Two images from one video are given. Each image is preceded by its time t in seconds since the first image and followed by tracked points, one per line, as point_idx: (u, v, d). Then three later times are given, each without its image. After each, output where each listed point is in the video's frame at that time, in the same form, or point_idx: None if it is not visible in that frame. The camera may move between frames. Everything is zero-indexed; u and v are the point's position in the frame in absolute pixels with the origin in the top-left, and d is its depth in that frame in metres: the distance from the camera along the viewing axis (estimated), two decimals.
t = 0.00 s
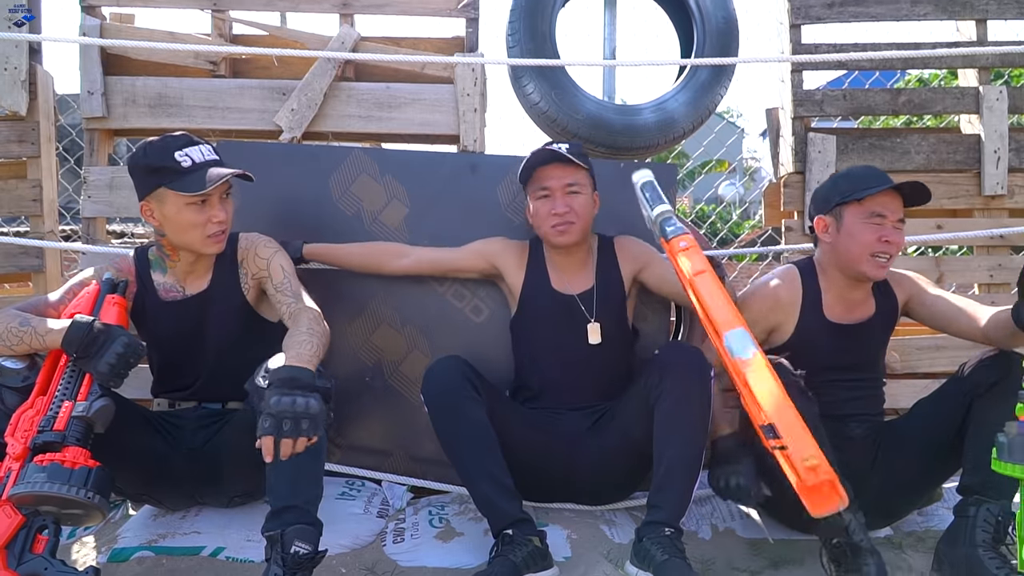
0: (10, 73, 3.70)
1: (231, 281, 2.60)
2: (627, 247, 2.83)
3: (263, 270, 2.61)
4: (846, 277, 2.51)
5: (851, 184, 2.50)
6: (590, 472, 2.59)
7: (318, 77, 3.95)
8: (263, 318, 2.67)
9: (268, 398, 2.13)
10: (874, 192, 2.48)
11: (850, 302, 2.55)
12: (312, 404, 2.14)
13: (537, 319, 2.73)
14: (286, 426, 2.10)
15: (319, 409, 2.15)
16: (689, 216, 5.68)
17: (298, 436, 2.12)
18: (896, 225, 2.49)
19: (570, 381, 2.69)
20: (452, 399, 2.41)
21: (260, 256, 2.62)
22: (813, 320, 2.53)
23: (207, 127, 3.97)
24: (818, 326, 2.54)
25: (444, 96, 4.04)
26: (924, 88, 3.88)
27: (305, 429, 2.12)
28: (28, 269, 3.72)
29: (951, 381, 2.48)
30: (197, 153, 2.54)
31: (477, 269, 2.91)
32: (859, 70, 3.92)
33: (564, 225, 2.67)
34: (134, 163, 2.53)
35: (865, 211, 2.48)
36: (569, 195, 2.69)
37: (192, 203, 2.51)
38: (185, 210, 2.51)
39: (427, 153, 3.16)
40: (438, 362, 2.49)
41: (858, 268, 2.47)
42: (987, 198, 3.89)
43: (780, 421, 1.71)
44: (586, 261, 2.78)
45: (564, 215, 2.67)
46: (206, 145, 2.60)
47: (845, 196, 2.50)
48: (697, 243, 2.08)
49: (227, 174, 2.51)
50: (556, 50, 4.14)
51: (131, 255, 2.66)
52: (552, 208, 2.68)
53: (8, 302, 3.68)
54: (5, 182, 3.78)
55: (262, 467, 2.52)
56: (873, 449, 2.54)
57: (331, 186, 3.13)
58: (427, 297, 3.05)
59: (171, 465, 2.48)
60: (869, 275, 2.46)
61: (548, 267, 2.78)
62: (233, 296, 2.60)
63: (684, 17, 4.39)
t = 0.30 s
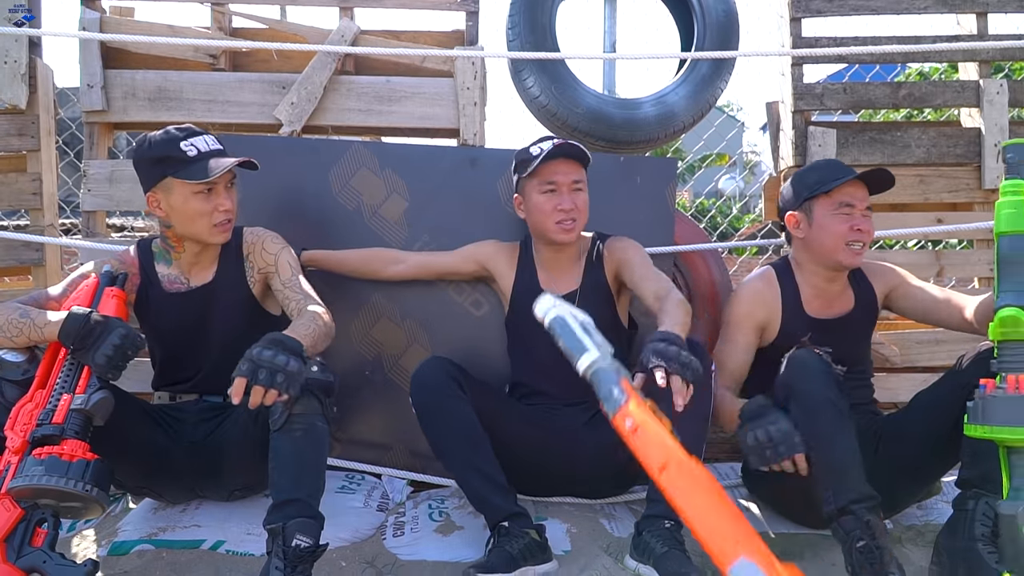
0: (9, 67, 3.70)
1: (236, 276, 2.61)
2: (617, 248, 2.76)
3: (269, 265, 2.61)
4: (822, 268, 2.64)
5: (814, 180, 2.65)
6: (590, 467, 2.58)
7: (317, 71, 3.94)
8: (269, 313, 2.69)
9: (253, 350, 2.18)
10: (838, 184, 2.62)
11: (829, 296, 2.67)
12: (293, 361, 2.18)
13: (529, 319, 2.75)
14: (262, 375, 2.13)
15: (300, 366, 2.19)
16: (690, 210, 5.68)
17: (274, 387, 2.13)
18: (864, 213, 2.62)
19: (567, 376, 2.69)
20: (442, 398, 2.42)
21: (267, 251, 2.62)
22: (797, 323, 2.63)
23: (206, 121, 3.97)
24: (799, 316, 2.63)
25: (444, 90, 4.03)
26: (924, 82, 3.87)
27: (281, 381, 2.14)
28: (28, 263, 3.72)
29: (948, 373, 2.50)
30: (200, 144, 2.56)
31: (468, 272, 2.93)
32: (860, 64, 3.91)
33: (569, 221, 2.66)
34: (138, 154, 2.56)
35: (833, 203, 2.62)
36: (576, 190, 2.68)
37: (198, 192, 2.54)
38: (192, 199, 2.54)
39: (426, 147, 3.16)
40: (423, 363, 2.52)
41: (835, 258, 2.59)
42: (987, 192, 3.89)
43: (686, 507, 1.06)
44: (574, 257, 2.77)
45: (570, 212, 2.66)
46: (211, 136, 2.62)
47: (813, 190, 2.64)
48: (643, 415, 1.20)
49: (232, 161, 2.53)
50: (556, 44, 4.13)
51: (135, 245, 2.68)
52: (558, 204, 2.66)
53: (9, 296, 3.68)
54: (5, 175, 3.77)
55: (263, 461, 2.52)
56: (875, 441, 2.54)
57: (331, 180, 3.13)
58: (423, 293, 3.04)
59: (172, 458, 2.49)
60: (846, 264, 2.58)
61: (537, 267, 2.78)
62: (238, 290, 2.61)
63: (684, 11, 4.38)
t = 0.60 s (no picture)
0: (8, 63, 3.70)
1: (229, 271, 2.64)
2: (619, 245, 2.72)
3: (275, 249, 2.67)
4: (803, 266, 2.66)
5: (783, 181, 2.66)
6: (588, 461, 2.58)
7: (316, 66, 3.94)
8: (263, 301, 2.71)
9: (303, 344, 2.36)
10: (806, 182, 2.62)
11: (814, 292, 2.69)
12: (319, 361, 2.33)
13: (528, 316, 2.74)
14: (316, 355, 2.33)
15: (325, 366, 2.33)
16: (690, 206, 5.68)
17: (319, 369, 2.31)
18: (836, 206, 2.63)
19: (566, 373, 2.70)
20: (433, 400, 2.44)
21: (271, 237, 2.68)
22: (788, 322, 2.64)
23: (206, 117, 3.96)
24: (791, 317, 2.65)
25: (444, 86, 4.03)
26: (924, 77, 3.87)
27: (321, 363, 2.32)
28: (28, 259, 3.72)
29: (932, 363, 2.53)
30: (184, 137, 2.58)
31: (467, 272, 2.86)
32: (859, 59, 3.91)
33: (570, 226, 2.64)
34: (122, 152, 2.58)
35: (801, 202, 2.63)
36: (574, 193, 2.65)
37: (183, 187, 2.56)
38: (176, 193, 2.55)
39: (425, 143, 3.15)
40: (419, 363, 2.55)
41: (812, 255, 2.61)
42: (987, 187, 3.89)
43: None
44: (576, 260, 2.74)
45: (570, 215, 2.63)
46: (192, 129, 2.63)
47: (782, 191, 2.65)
48: None
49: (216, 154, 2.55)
50: (555, 39, 4.13)
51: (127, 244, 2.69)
52: (558, 209, 2.63)
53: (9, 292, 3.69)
54: (5, 171, 3.77)
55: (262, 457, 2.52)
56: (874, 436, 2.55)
57: (330, 176, 3.13)
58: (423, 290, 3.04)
59: (170, 453, 2.49)
60: (823, 260, 2.60)
61: (537, 267, 2.75)
62: (232, 286, 2.64)
63: (683, 6, 4.38)
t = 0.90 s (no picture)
0: (7, 61, 3.69)
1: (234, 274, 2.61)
2: (622, 249, 2.66)
3: (272, 255, 2.61)
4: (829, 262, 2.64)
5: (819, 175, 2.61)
6: (587, 460, 2.58)
7: (315, 64, 3.93)
8: (263, 304, 2.69)
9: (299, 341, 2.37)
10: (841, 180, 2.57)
11: (838, 289, 2.67)
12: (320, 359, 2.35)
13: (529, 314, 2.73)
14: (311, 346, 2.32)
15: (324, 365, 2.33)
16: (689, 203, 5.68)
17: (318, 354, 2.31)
18: (869, 207, 2.57)
19: (566, 371, 2.70)
20: (434, 398, 2.44)
21: (268, 243, 2.61)
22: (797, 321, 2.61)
23: (205, 115, 3.96)
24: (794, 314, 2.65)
25: (443, 83, 4.03)
26: (924, 74, 3.86)
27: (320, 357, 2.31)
28: (28, 257, 3.72)
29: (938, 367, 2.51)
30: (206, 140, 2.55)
31: (469, 274, 2.88)
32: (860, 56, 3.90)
33: (567, 228, 2.59)
34: (138, 149, 2.55)
35: (833, 198, 2.59)
36: (569, 196, 2.60)
37: (201, 189, 2.52)
38: (196, 196, 2.52)
39: (425, 141, 3.15)
40: (420, 362, 2.54)
41: (836, 253, 2.59)
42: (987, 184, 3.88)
43: None
44: (576, 259, 2.70)
45: (567, 217, 2.58)
46: (211, 132, 2.60)
47: (813, 185, 2.62)
48: None
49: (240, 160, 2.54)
50: (554, 37, 4.12)
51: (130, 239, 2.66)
52: (554, 212, 2.58)
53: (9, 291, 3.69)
54: (4, 170, 3.76)
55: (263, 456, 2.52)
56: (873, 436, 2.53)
57: (330, 174, 3.13)
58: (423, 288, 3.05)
59: (171, 452, 2.49)
60: (847, 259, 2.58)
61: (537, 268, 2.74)
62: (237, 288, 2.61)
63: (683, 4, 4.37)
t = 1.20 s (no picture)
0: (7, 59, 3.68)
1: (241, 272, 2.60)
2: (622, 250, 2.66)
3: (270, 259, 2.60)
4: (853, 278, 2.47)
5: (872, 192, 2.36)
6: (586, 458, 2.59)
7: (315, 63, 3.93)
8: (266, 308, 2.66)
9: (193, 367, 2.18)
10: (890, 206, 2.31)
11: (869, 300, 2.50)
12: (226, 370, 2.14)
13: (528, 313, 2.73)
14: (197, 389, 2.11)
15: (233, 375, 2.13)
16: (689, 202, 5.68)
17: (207, 401, 2.10)
18: (905, 243, 2.32)
19: (566, 371, 2.70)
20: (433, 396, 2.43)
21: (269, 245, 2.61)
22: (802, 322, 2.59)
23: (204, 113, 3.96)
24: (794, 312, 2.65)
25: (443, 82, 4.02)
26: (924, 73, 3.86)
27: (213, 393, 2.10)
28: (27, 255, 3.72)
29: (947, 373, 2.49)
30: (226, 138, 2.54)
31: (469, 272, 2.88)
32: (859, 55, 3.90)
33: (570, 230, 2.58)
34: (163, 144, 2.54)
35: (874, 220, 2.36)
36: (572, 198, 2.58)
37: (217, 185, 2.51)
38: (210, 192, 2.51)
39: (425, 139, 3.15)
40: (421, 359, 2.54)
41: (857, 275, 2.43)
42: (987, 182, 3.88)
43: None
44: (576, 257, 2.70)
45: (570, 219, 2.58)
46: (235, 131, 2.59)
47: (863, 200, 2.37)
48: None
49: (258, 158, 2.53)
50: (554, 35, 4.12)
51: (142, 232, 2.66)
52: (556, 213, 2.57)
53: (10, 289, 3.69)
54: (3, 168, 3.76)
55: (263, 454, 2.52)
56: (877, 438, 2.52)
57: (330, 173, 3.13)
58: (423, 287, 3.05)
59: (170, 450, 2.48)
60: (863, 284, 2.42)
61: (537, 267, 2.73)
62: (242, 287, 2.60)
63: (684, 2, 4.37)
